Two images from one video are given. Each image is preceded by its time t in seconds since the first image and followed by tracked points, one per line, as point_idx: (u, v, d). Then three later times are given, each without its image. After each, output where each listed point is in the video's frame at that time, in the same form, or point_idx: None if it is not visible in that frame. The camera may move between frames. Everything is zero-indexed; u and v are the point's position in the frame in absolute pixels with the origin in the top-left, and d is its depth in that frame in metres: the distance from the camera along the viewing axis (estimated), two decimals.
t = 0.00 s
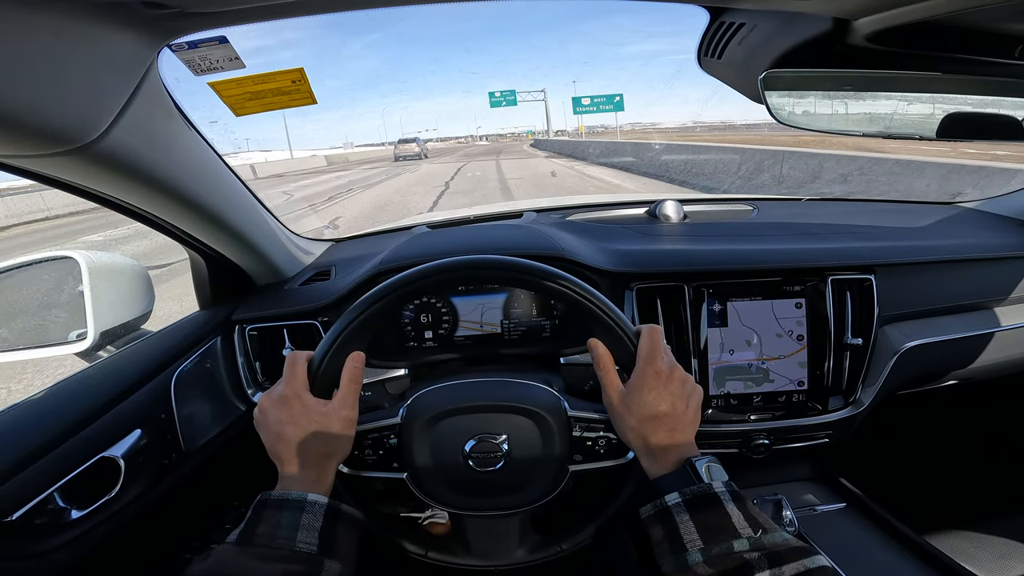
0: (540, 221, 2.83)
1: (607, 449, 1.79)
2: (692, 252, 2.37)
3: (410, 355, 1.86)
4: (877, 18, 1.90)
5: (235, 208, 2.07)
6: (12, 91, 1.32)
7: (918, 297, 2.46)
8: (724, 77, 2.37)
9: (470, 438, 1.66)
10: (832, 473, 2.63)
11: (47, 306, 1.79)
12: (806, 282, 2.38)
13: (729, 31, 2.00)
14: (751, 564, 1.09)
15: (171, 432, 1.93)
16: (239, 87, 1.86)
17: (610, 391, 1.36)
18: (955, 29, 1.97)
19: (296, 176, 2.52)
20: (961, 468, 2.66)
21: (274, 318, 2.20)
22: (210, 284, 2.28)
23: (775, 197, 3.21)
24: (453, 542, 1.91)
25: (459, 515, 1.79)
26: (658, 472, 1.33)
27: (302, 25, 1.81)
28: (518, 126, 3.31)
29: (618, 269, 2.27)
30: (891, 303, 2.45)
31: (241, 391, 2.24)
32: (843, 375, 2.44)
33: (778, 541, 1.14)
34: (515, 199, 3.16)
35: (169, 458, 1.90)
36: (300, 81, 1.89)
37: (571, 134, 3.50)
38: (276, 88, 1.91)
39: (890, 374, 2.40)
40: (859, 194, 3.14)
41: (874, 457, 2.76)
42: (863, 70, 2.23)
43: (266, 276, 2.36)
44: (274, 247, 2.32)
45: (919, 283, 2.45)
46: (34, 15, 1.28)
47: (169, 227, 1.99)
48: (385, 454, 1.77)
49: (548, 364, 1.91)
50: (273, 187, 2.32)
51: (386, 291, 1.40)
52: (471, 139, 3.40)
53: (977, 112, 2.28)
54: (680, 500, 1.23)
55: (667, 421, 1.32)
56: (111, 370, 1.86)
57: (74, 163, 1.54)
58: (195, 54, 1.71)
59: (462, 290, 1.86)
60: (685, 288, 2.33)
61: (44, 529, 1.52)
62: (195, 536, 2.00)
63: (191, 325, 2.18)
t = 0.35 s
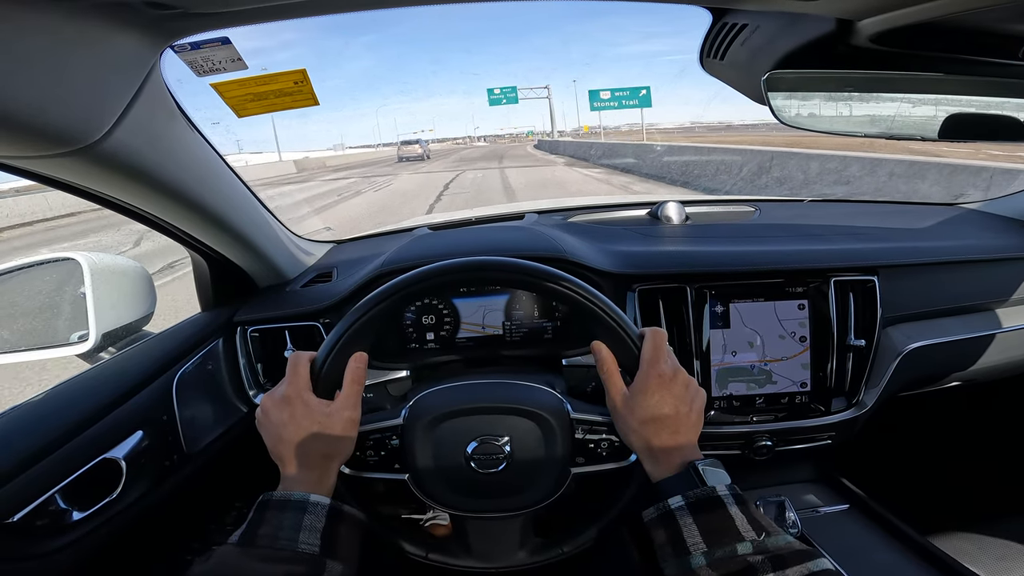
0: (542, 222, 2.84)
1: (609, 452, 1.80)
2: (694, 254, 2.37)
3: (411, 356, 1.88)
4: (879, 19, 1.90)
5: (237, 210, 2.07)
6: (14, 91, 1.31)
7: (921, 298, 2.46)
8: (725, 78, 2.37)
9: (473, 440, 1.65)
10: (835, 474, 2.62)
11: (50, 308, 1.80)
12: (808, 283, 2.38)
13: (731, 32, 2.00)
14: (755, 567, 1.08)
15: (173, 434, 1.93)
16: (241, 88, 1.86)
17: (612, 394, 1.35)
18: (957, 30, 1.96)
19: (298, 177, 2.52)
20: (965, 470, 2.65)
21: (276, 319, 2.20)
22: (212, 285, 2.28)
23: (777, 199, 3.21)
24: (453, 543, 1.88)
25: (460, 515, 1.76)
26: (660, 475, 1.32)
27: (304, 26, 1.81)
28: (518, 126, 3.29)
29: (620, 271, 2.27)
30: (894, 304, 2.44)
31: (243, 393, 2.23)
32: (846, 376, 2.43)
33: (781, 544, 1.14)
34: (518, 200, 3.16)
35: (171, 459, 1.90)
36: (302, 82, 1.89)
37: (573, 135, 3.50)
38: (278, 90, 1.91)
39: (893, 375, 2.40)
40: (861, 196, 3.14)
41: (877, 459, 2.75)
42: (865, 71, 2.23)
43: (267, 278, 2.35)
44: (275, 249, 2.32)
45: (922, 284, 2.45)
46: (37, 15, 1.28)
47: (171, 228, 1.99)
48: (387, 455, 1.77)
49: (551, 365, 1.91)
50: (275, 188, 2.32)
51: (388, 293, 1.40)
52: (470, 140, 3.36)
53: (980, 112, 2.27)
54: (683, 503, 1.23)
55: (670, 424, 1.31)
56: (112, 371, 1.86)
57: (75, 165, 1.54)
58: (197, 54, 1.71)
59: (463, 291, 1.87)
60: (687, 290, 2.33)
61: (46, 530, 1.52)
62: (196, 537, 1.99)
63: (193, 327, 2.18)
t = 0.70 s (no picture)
0: (542, 223, 2.84)
1: (609, 453, 1.79)
2: (694, 254, 2.36)
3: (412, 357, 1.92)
4: (878, 18, 1.90)
5: (237, 212, 2.07)
6: (13, 92, 1.32)
7: (922, 298, 2.45)
8: (724, 78, 2.37)
9: (473, 440, 1.65)
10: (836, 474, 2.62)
11: (52, 309, 1.81)
12: (809, 283, 2.38)
13: (730, 32, 2.00)
14: (754, 570, 1.08)
15: (174, 435, 1.93)
16: (240, 90, 1.86)
17: (614, 395, 1.35)
18: (957, 30, 1.96)
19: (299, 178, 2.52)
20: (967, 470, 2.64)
21: (276, 321, 2.20)
22: (212, 287, 2.28)
23: (777, 199, 3.20)
24: (453, 545, 1.87)
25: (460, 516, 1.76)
26: (661, 477, 1.33)
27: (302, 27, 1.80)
28: (517, 126, 3.26)
29: (620, 271, 2.26)
30: (895, 304, 2.44)
31: (244, 394, 2.24)
32: (847, 377, 2.43)
33: (781, 546, 1.13)
34: (518, 201, 3.16)
35: (172, 461, 1.90)
36: (301, 83, 1.89)
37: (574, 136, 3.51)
38: (277, 91, 1.91)
39: (894, 375, 2.40)
40: (861, 195, 3.14)
41: (878, 459, 2.75)
42: (864, 71, 2.23)
43: (268, 280, 2.36)
44: (276, 250, 2.32)
45: (923, 284, 2.44)
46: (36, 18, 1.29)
47: (171, 230, 1.99)
48: (387, 455, 1.77)
49: (552, 366, 1.91)
50: (275, 189, 2.32)
51: (389, 294, 1.40)
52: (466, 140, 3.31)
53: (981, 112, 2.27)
54: (683, 505, 1.23)
55: (671, 427, 1.31)
56: (113, 373, 1.87)
57: (74, 167, 1.55)
58: (196, 56, 1.70)
59: (463, 292, 1.90)
60: (688, 290, 2.32)
61: (48, 531, 1.52)
62: (197, 538, 2.00)
63: (194, 328, 2.19)
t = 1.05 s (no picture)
0: (540, 225, 2.86)
1: (605, 458, 1.78)
2: (692, 257, 2.38)
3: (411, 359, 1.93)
4: (869, 23, 1.91)
5: (236, 216, 2.09)
6: (14, 97, 1.33)
7: (917, 300, 2.46)
8: (718, 82, 2.37)
9: (470, 442, 1.66)
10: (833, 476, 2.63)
11: (55, 310, 1.83)
12: (805, 286, 2.39)
13: (725, 36, 2.01)
14: (747, 573, 1.10)
15: (173, 436, 1.95)
16: (238, 94, 1.87)
17: (611, 400, 1.37)
18: (949, 34, 1.97)
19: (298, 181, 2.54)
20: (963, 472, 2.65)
21: (275, 322, 2.21)
22: (212, 290, 2.30)
23: (775, 201, 3.22)
24: (447, 544, 1.87)
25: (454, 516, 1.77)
26: (655, 481, 1.34)
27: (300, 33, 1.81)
28: (514, 126, 3.22)
29: (617, 274, 2.28)
30: (891, 306, 2.45)
31: (243, 395, 2.25)
32: (843, 379, 2.44)
33: (773, 549, 1.15)
34: (517, 203, 3.18)
35: (172, 461, 1.92)
36: (299, 88, 1.90)
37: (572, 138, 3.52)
38: (274, 96, 1.92)
39: (889, 378, 2.41)
40: (859, 197, 3.15)
41: (876, 460, 2.76)
42: (859, 74, 2.24)
43: (267, 282, 2.38)
44: (275, 253, 2.34)
45: (919, 287, 2.45)
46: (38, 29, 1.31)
47: (171, 233, 2.01)
48: (384, 454, 1.77)
49: (549, 369, 1.92)
50: (274, 191, 2.34)
51: (388, 296, 1.42)
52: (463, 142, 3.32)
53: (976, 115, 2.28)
54: (677, 509, 1.24)
55: (666, 432, 1.33)
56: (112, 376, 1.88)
57: (74, 173, 1.57)
58: (194, 61, 1.72)
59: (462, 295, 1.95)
60: (684, 293, 2.34)
61: (48, 532, 1.54)
62: (197, 539, 2.01)
63: (193, 331, 2.20)
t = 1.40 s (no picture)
0: (541, 223, 2.83)
1: (605, 461, 1.73)
2: (695, 254, 2.35)
3: (411, 357, 1.92)
4: (872, 14, 1.88)
5: (233, 214, 2.08)
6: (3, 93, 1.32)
7: (923, 297, 2.42)
8: (718, 74, 2.34)
9: (468, 441, 1.64)
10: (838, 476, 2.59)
11: (51, 309, 1.82)
12: (810, 283, 2.35)
13: (726, 29, 1.98)
14: None
15: (170, 436, 1.93)
16: (232, 91, 1.85)
17: (613, 404, 1.35)
18: (955, 25, 1.93)
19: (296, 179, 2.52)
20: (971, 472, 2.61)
21: (273, 321, 2.19)
22: (211, 288, 2.28)
23: (779, 198, 3.19)
24: (441, 544, 1.84)
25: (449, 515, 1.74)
26: (657, 486, 1.32)
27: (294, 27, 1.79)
28: (513, 126, 3.24)
29: (618, 272, 2.25)
30: (897, 304, 2.41)
31: (242, 394, 2.23)
32: (848, 377, 2.41)
33: (777, 555, 1.14)
34: (518, 201, 3.16)
35: (168, 462, 1.90)
36: (293, 84, 1.88)
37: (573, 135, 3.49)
38: (269, 92, 1.90)
39: (895, 376, 2.37)
40: (864, 194, 3.11)
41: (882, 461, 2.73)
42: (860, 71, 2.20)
43: (266, 281, 2.36)
44: (274, 251, 2.32)
45: (926, 284, 2.42)
46: (23, 20, 1.28)
47: (167, 232, 2.00)
48: (381, 452, 1.74)
49: (548, 368, 1.91)
50: (273, 189, 2.32)
51: (384, 294, 1.39)
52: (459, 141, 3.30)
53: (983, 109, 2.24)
54: (679, 514, 1.23)
55: (669, 436, 1.31)
56: (109, 375, 1.87)
57: (63, 168, 1.55)
58: (185, 57, 1.69)
59: (462, 293, 1.91)
60: (686, 290, 2.31)
61: (42, 532, 1.52)
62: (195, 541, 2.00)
63: (191, 329, 2.18)
